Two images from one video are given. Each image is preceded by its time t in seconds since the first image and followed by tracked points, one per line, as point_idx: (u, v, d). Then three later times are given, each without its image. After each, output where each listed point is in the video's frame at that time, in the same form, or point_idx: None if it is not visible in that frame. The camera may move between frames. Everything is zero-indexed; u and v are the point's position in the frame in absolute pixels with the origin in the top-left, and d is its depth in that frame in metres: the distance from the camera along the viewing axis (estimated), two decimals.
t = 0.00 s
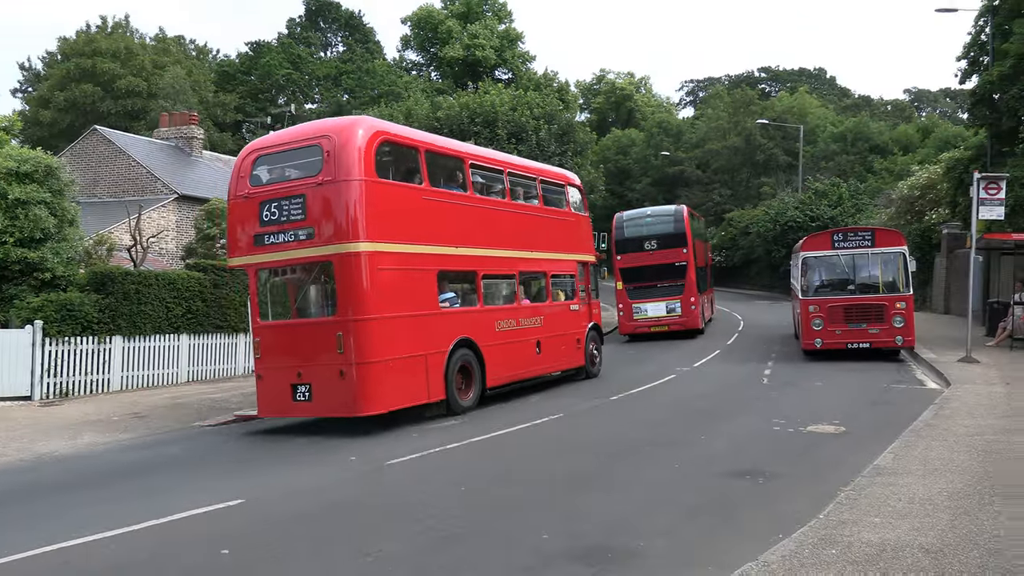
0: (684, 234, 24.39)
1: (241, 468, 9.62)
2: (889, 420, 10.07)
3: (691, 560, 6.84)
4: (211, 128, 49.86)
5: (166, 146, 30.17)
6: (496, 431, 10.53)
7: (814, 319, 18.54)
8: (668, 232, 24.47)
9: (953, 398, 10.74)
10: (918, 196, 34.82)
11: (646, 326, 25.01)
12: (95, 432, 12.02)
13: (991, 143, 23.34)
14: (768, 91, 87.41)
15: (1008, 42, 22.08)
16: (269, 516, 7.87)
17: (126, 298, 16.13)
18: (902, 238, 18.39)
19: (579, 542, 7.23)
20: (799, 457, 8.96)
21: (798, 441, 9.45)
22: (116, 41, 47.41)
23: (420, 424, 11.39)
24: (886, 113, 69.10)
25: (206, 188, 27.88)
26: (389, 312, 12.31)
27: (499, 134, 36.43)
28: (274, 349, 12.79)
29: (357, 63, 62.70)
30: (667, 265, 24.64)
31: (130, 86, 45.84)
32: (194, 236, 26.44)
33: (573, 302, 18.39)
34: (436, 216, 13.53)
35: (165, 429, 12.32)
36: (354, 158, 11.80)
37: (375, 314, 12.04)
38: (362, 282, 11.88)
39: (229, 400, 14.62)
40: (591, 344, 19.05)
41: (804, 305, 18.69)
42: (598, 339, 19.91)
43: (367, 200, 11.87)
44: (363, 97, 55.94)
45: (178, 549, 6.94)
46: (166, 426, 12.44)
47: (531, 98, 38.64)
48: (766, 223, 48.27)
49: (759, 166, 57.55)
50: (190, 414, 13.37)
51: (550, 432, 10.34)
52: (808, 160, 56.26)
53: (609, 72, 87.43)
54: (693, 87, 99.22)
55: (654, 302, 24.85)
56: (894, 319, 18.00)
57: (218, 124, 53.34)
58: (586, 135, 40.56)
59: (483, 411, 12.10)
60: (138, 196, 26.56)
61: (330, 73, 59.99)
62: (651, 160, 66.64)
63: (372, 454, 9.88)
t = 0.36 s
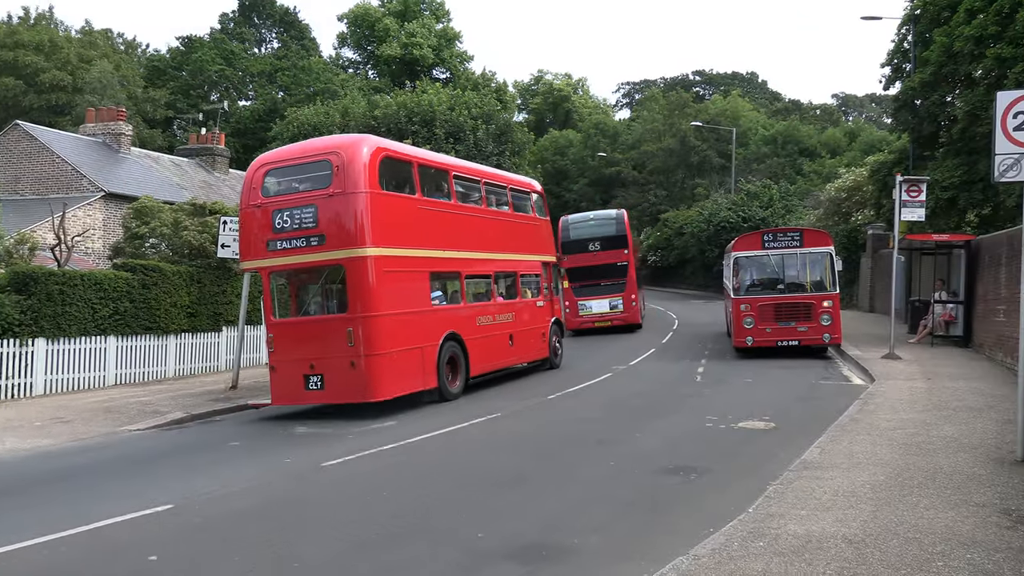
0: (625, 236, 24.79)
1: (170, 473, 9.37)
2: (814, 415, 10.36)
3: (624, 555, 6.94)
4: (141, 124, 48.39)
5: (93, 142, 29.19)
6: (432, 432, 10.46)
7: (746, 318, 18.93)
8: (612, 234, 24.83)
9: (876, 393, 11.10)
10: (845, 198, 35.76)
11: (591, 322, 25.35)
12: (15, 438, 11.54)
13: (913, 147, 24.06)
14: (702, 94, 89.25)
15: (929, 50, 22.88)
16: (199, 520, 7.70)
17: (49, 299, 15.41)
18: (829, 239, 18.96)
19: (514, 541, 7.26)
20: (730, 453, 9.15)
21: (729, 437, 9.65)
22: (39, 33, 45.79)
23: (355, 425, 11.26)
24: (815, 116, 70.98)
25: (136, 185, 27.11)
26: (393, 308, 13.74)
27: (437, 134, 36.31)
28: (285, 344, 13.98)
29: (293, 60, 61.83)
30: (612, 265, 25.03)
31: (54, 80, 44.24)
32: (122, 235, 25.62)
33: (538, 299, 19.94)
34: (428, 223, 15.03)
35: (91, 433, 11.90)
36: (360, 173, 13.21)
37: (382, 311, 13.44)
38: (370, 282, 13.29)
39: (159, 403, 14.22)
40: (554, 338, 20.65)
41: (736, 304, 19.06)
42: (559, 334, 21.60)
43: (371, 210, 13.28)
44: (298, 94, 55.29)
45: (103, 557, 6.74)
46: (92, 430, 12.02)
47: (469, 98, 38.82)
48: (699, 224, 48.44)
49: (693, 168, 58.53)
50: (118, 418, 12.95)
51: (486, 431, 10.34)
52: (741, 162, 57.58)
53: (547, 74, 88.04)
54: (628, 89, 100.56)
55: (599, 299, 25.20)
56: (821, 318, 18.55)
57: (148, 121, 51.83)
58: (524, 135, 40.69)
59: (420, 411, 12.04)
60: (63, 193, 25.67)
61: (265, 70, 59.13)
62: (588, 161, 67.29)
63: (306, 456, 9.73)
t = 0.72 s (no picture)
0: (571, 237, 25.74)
1: (101, 476, 9.09)
2: (751, 413, 10.58)
3: (565, 552, 7.00)
4: (74, 118, 46.98)
5: (24, 135, 28.30)
6: (374, 432, 10.39)
7: (686, 317, 19.20)
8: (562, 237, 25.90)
9: (811, 391, 11.39)
10: (783, 200, 36.54)
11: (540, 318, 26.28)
12: None
13: (847, 151, 24.78)
14: (645, 96, 90.55)
15: (862, 58, 23.62)
16: (133, 526, 7.49)
17: None
18: (767, 240, 19.39)
19: (456, 540, 7.26)
20: (670, 450, 9.31)
21: (668, 435, 9.79)
22: None
23: (295, 425, 11.13)
24: (754, 120, 72.61)
25: (69, 180, 26.38)
26: (389, 303, 15.04)
27: (381, 132, 36.66)
28: (288, 335, 15.17)
29: (234, 55, 60.88)
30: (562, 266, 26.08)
31: None
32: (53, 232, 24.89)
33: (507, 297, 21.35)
34: (416, 227, 16.30)
35: (18, 436, 11.48)
36: (360, 183, 14.41)
37: (381, 307, 14.73)
38: (370, 280, 14.56)
39: (93, 405, 13.83)
40: (518, 333, 22.09)
41: (677, 304, 19.31)
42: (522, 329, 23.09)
43: (370, 215, 14.50)
44: (239, 90, 54.53)
45: (31, 565, 6.51)
46: (19, 434, 11.60)
47: (413, 96, 39.35)
48: (641, 224, 48.99)
49: (636, 169, 59.30)
50: (48, 421, 12.53)
51: (428, 431, 10.31)
52: (683, 164, 58.57)
53: (492, 74, 88.32)
54: (573, 90, 101.39)
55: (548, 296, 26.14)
56: (759, 317, 18.92)
57: (81, 115, 50.34)
58: (468, 135, 40.97)
59: (363, 410, 11.96)
60: None
61: (204, 65, 58.31)
62: (533, 161, 67.81)
63: (244, 458, 9.58)
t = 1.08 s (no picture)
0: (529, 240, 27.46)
1: (47, 481, 8.86)
2: (704, 412, 10.73)
3: (519, 551, 7.03)
4: (20, 113, 45.69)
5: None
6: (329, 433, 10.32)
7: (641, 318, 19.38)
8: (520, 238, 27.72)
9: (763, 390, 11.58)
10: (736, 202, 37.07)
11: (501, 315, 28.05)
12: None
13: (799, 154, 25.27)
14: (601, 97, 91.26)
15: (813, 63, 24.08)
16: (80, 530, 7.32)
17: None
18: (720, 242, 19.65)
19: (410, 540, 7.23)
20: (625, 449, 9.40)
21: (624, 434, 9.88)
22: None
23: (248, 426, 10.98)
24: (709, 123, 73.65)
25: (14, 177, 25.68)
26: (386, 301, 16.76)
27: (337, 130, 38.34)
28: (294, 331, 16.75)
29: (186, 51, 59.89)
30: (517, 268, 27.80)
31: None
32: None
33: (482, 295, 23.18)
34: (407, 231, 18.00)
35: None
36: (361, 193, 16.05)
37: (380, 304, 16.43)
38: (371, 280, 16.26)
39: (39, 408, 13.47)
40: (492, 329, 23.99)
41: (632, 305, 19.47)
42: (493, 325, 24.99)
43: (369, 221, 16.17)
44: (192, 86, 53.70)
45: None
46: None
47: (371, 96, 41.21)
48: (598, 225, 49.28)
49: (593, 170, 59.68)
50: None
51: (384, 431, 10.28)
52: (639, 165, 59.15)
53: (450, 74, 88.24)
54: (530, 91, 101.69)
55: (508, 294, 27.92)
56: (713, 317, 19.18)
57: (27, 109, 48.98)
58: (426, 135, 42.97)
59: (317, 411, 11.87)
60: None
61: (156, 60, 57.39)
62: (489, 161, 67.93)
63: (196, 460, 9.43)
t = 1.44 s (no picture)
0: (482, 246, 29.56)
1: None
2: (659, 410, 10.85)
3: (475, 549, 7.05)
4: None
5: None
6: (284, 433, 10.22)
7: (598, 317, 19.51)
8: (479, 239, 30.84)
9: (718, 388, 11.74)
10: (693, 203, 37.46)
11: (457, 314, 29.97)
12: None
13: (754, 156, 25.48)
14: (560, 97, 91.65)
15: (768, 66, 24.49)
16: (25, 534, 7.14)
17: None
18: (676, 241, 19.85)
19: (366, 540, 7.20)
20: (581, 446, 9.48)
21: (580, 432, 9.95)
22: None
23: (200, 426, 10.81)
24: (667, 124, 74.30)
25: None
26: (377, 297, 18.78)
27: (294, 127, 38.38)
28: (292, 325, 18.64)
29: (139, 45, 58.73)
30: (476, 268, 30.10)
31: None
32: None
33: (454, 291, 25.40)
34: (393, 233, 20.01)
35: None
36: (355, 199, 18.04)
37: (371, 300, 18.43)
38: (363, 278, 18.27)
39: None
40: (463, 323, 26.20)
41: (589, 304, 19.58)
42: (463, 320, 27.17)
43: (362, 224, 18.17)
44: (144, 81, 52.77)
45: None
46: None
47: (328, 93, 41.39)
48: (557, 225, 49.38)
49: (551, 170, 59.83)
50: None
51: (339, 431, 10.20)
52: (597, 166, 59.55)
53: (408, 72, 87.84)
54: (489, 91, 101.74)
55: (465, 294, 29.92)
56: (669, 317, 19.38)
57: None
58: (384, 132, 44.15)
59: (272, 410, 11.74)
60: None
61: (107, 53, 56.25)
62: (448, 159, 67.78)
63: (146, 461, 9.25)
